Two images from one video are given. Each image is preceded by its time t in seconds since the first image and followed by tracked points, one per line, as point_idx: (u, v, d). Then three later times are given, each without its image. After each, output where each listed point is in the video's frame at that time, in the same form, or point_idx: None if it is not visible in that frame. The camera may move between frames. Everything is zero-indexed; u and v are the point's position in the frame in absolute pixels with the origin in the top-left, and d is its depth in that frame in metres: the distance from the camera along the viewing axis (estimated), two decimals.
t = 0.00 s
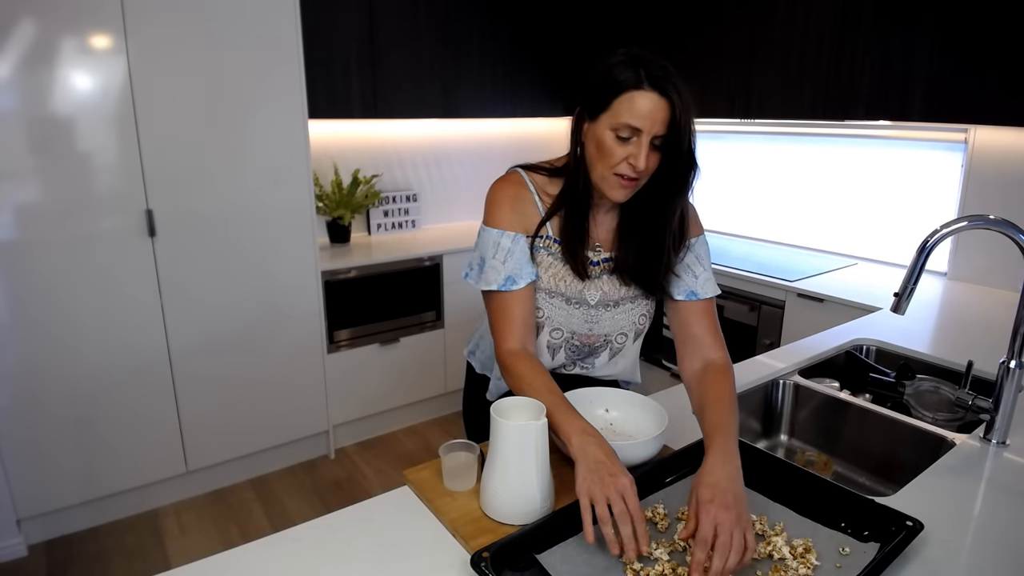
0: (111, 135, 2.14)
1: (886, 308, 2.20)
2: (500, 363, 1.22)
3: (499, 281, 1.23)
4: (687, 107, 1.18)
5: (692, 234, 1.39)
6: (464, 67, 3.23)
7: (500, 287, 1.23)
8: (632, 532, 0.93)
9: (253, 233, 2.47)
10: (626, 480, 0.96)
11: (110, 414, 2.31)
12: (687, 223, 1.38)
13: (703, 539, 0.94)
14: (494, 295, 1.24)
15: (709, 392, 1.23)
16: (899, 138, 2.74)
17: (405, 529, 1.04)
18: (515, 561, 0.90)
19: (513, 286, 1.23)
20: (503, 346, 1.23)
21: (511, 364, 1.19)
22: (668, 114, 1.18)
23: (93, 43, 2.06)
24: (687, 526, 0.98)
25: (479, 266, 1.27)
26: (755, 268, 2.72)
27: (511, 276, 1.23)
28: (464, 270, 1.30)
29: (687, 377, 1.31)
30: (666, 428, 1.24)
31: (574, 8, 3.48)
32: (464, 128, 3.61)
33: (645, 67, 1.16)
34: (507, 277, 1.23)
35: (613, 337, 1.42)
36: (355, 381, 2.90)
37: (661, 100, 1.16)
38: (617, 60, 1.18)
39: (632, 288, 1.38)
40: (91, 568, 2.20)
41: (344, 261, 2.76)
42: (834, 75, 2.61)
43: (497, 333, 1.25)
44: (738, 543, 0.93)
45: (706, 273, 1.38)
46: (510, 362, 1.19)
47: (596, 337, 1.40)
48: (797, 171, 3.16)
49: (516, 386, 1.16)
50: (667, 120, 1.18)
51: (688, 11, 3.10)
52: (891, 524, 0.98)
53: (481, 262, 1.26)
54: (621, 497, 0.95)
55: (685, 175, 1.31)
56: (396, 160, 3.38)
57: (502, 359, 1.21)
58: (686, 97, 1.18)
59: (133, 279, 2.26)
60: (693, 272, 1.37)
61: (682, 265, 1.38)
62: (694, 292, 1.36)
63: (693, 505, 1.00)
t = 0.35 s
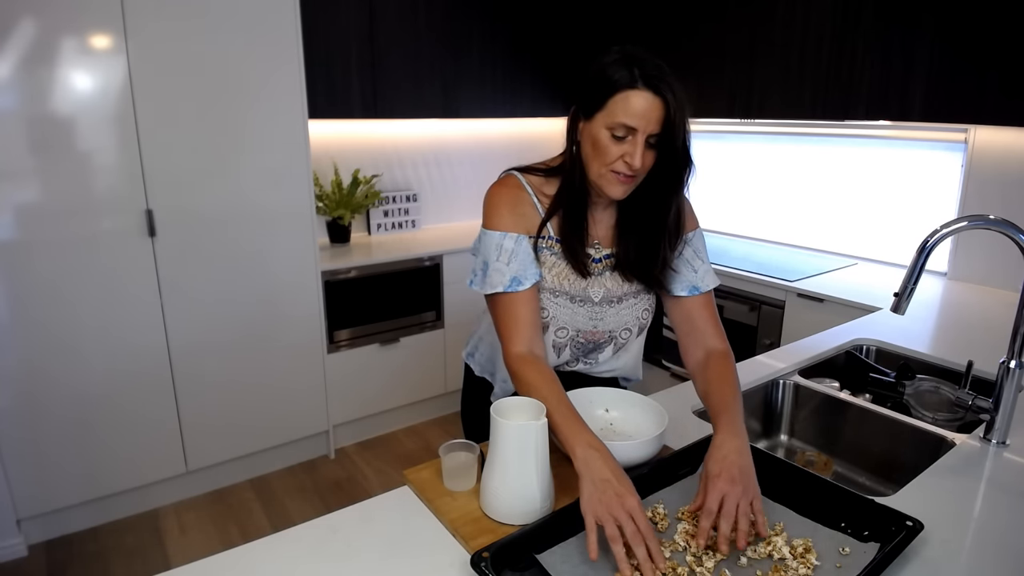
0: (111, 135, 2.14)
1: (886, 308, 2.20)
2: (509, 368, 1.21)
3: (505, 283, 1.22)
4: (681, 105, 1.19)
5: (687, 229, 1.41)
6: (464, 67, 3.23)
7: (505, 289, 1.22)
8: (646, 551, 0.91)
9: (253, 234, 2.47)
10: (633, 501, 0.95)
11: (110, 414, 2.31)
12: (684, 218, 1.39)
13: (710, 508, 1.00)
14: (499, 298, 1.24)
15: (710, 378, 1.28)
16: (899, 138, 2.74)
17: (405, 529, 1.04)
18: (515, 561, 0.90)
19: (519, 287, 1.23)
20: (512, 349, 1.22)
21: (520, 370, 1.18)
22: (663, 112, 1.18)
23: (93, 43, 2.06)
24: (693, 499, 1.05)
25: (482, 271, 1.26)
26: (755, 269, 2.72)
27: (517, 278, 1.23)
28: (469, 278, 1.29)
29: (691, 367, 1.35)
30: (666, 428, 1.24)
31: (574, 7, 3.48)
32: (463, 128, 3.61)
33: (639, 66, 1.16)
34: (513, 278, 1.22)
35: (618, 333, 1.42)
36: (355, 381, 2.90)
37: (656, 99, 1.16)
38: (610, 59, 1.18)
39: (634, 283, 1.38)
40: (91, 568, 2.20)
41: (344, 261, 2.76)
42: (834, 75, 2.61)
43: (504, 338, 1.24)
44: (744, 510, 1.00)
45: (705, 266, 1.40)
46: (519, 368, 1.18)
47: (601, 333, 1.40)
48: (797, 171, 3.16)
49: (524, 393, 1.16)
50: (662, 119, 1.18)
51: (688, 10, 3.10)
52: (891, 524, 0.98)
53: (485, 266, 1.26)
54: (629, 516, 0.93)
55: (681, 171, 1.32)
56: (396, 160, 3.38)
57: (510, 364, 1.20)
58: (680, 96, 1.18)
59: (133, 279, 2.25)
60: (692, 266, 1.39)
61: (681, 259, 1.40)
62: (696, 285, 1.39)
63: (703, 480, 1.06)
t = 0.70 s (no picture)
0: (110, 135, 2.14)
1: (886, 308, 2.20)
2: (496, 361, 1.22)
3: (503, 281, 1.23)
4: (686, 105, 1.20)
5: (687, 227, 1.42)
6: (464, 67, 3.23)
7: (504, 286, 1.23)
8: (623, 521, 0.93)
9: (253, 234, 2.47)
10: (620, 471, 0.97)
11: (110, 414, 2.31)
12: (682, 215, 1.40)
13: (698, 492, 1.03)
14: (495, 296, 1.25)
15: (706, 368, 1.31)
16: (899, 138, 2.74)
17: (405, 529, 1.04)
18: (515, 562, 0.90)
19: (518, 285, 1.24)
20: (499, 344, 1.22)
21: (506, 361, 1.19)
22: (667, 110, 1.19)
23: (93, 43, 2.06)
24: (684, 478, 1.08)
25: (478, 267, 1.26)
26: (755, 269, 2.72)
27: (516, 274, 1.24)
28: (462, 273, 1.29)
29: (687, 360, 1.39)
30: (666, 428, 1.24)
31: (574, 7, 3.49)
32: (464, 128, 3.61)
33: (643, 64, 1.16)
34: (512, 275, 1.24)
35: (618, 330, 1.42)
36: (355, 381, 2.90)
37: (661, 97, 1.16)
38: (614, 57, 1.18)
39: (634, 280, 1.38)
40: (91, 568, 2.20)
41: (344, 261, 2.76)
42: (834, 75, 2.61)
43: (493, 332, 1.25)
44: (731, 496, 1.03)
45: (699, 263, 1.42)
46: (504, 359, 1.19)
47: (601, 331, 1.39)
48: (797, 171, 3.16)
49: (511, 382, 1.17)
50: (666, 117, 1.19)
51: (688, 10, 3.10)
52: (891, 524, 0.98)
53: (482, 263, 1.26)
54: (613, 487, 0.96)
55: (682, 169, 1.33)
56: (396, 160, 3.38)
57: (496, 357, 1.21)
58: (683, 94, 1.19)
59: (133, 279, 2.25)
60: (687, 264, 1.41)
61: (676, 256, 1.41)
62: (689, 283, 1.41)
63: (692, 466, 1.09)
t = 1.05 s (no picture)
0: (110, 135, 2.14)
1: (886, 308, 2.20)
2: (501, 358, 1.21)
3: (504, 277, 1.22)
4: (684, 103, 1.21)
5: (685, 225, 1.43)
6: (464, 67, 3.23)
7: (504, 282, 1.22)
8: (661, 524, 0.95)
9: (253, 234, 2.47)
10: (645, 476, 0.98)
11: (110, 414, 2.31)
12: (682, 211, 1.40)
13: (773, 512, 1.00)
14: (496, 291, 1.24)
15: (721, 375, 1.30)
16: (899, 138, 2.74)
17: (405, 529, 1.04)
18: (515, 562, 0.90)
19: (518, 281, 1.23)
20: (505, 341, 1.21)
21: (514, 359, 1.18)
22: (667, 108, 1.19)
23: (93, 43, 2.06)
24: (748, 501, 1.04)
25: (479, 266, 1.26)
26: (755, 268, 2.72)
27: (516, 271, 1.23)
28: (464, 272, 1.29)
29: (695, 363, 1.37)
30: (665, 428, 1.24)
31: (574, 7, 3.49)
32: (464, 128, 3.61)
33: (644, 63, 1.16)
34: (512, 271, 1.23)
35: (615, 328, 1.42)
36: (355, 381, 2.90)
37: (661, 96, 1.17)
38: (615, 54, 1.18)
39: (632, 277, 1.39)
40: (91, 569, 2.20)
41: (344, 261, 2.76)
42: (833, 75, 2.61)
43: (497, 331, 1.24)
44: (801, 506, 1.01)
45: (699, 261, 1.42)
46: (513, 358, 1.18)
47: (598, 328, 1.39)
48: (797, 171, 3.16)
49: (521, 381, 1.16)
50: (666, 114, 1.19)
51: (688, 10, 3.10)
52: (891, 524, 0.98)
53: (482, 260, 1.25)
54: (641, 491, 0.97)
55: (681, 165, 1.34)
56: (396, 160, 3.38)
57: (503, 354, 1.20)
58: (684, 92, 1.20)
59: (133, 278, 2.25)
60: (687, 262, 1.41)
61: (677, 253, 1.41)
62: (689, 280, 1.41)
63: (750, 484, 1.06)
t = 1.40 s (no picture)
0: (110, 135, 2.14)
1: (886, 308, 2.20)
2: (499, 355, 1.21)
3: (500, 275, 1.23)
4: (677, 103, 1.21)
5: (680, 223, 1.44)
6: (464, 67, 3.23)
7: (502, 280, 1.23)
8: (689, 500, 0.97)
9: (253, 234, 2.47)
10: (661, 456, 1.01)
11: (110, 414, 2.31)
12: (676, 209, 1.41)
13: (754, 491, 1.04)
14: (494, 290, 1.24)
15: (712, 366, 1.32)
16: (899, 138, 2.74)
17: (405, 529, 1.04)
18: (515, 562, 0.90)
19: (515, 279, 1.23)
20: (504, 339, 1.21)
21: (513, 356, 1.18)
22: (661, 109, 1.19)
23: (93, 43, 2.06)
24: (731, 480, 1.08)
25: (476, 264, 1.26)
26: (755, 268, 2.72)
27: (513, 269, 1.24)
28: (460, 271, 1.29)
29: (689, 358, 1.38)
30: (665, 428, 1.24)
31: (574, 7, 3.49)
32: (464, 128, 3.61)
33: (637, 64, 1.15)
34: (509, 269, 1.24)
35: (612, 326, 1.42)
36: (355, 381, 2.90)
37: (654, 96, 1.17)
38: (609, 54, 1.18)
39: (629, 275, 1.38)
40: (91, 569, 2.20)
41: (344, 261, 2.76)
42: (833, 75, 2.61)
43: (494, 329, 1.24)
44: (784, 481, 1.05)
45: (694, 261, 1.43)
46: (512, 355, 1.18)
47: (595, 326, 1.39)
48: (797, 171, 3.16)
49: (521, 378, 1.16)
50: (659, 115, 1.19)
51: (689, 10, 3.10)
52: (891, 524, 0.98)
53: (480, 258, 1.25)
54: (663, 473, 0.99)
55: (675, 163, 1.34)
56: (396, 160, 3.38)
57: (502, 353, 1.20)
58: (677, 93, 1.20)
59: (133, 278, 2.25)
60: (682, 260, 1.42)
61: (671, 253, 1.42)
62: (682, 279, 1.42)
63: (734, 465, 1.10)
